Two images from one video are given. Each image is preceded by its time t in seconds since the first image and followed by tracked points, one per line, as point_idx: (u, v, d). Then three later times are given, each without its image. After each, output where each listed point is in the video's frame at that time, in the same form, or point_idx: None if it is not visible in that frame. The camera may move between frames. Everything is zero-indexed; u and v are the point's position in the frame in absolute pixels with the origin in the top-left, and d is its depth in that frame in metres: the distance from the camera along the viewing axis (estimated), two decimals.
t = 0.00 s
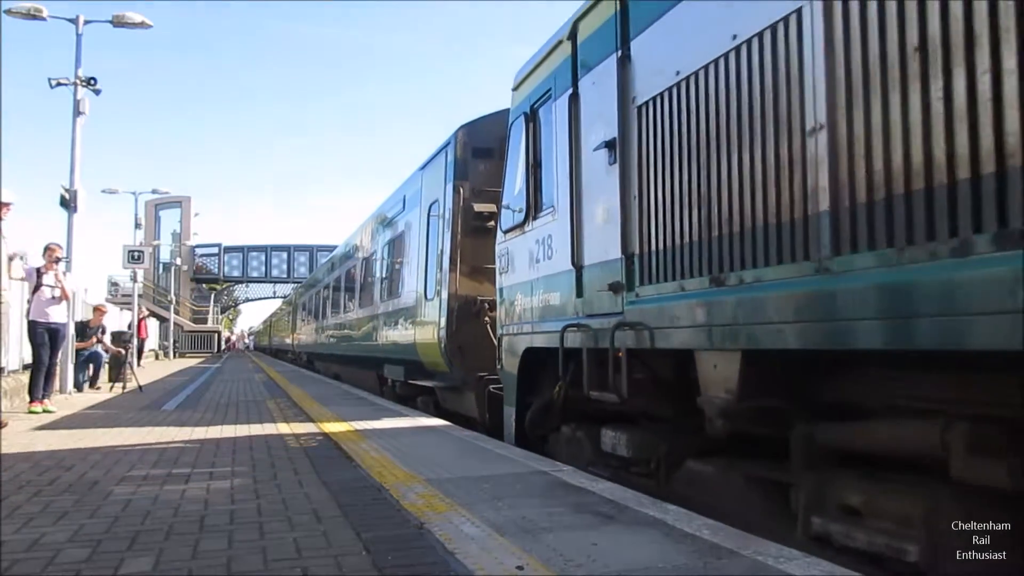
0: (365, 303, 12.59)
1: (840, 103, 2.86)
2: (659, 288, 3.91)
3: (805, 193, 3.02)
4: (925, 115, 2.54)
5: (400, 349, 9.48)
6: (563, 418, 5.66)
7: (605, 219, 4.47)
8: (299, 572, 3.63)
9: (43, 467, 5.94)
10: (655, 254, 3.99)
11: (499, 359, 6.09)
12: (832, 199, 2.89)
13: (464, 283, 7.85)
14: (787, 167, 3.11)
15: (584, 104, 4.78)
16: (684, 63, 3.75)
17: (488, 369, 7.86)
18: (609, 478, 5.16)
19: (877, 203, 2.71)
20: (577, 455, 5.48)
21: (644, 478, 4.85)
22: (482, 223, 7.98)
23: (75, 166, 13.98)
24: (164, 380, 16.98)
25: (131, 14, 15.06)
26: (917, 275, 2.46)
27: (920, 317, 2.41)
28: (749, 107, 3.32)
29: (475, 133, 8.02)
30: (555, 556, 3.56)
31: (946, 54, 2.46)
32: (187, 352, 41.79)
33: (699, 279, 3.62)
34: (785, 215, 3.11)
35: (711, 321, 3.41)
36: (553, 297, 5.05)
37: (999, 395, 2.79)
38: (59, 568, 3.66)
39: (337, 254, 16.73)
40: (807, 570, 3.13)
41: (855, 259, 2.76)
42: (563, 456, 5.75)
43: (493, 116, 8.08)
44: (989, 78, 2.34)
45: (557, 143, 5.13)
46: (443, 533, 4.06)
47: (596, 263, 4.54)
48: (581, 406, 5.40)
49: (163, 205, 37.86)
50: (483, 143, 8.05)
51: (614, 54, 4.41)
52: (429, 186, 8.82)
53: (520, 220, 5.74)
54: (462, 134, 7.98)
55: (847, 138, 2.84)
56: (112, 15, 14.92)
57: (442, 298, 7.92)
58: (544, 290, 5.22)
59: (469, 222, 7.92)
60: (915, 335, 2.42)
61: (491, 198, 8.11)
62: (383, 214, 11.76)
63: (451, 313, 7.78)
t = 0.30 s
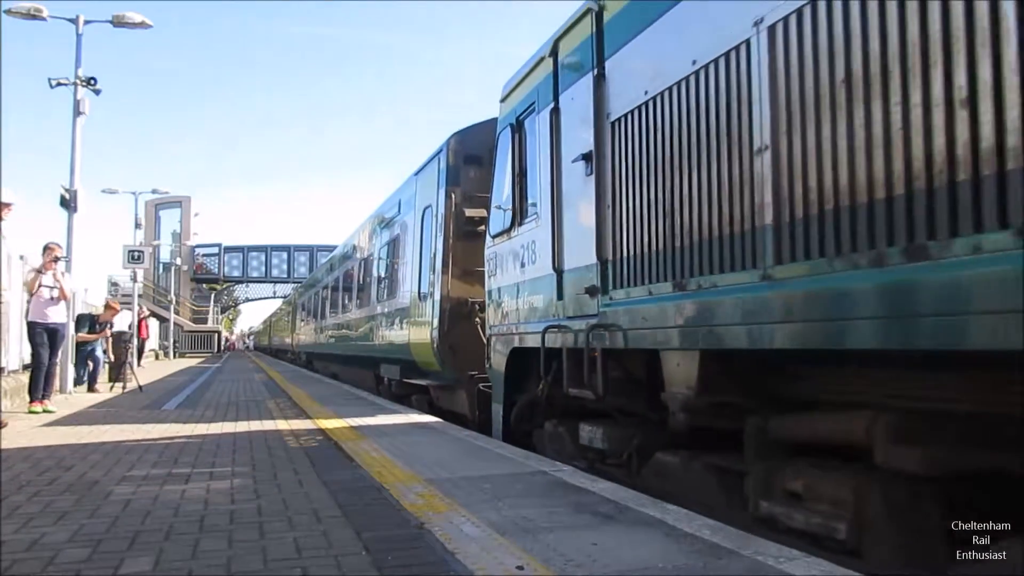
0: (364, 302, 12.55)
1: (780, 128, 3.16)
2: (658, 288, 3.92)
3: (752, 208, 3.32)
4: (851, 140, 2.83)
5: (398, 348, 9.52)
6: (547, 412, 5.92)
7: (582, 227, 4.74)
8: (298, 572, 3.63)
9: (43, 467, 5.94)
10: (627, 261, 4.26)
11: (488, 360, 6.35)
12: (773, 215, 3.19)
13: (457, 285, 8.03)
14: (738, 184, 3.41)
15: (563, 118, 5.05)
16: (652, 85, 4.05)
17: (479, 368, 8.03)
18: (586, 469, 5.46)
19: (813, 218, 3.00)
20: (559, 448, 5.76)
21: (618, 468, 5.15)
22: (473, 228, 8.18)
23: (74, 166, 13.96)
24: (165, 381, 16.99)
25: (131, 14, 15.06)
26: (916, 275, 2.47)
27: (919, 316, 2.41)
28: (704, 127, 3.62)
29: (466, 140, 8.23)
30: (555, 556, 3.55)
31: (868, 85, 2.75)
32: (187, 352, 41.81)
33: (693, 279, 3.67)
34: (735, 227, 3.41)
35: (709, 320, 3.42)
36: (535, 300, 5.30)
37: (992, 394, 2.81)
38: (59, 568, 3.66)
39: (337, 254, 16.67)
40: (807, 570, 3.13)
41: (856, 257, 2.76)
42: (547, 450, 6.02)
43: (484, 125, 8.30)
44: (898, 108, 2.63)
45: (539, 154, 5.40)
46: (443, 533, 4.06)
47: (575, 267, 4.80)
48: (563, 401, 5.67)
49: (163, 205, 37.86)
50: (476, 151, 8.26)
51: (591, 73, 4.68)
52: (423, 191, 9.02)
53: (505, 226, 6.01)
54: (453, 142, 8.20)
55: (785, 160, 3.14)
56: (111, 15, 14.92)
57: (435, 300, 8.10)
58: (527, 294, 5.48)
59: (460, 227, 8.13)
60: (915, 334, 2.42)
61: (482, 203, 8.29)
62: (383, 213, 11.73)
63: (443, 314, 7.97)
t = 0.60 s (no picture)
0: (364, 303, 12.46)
1: (727, 148, 3.47)
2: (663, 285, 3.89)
3: (706, 220, 3.62)
4: (787, 161, 3.15)
5: (395, 349, 9.56)
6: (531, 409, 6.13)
7: (562, 234, 4.98)
8: (298, 572, 3.63)
9: (43, 468, 5.94)
10: (600, 267, 4.52)
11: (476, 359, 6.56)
12: (723, 227, 3.49)
13: (449, 287, 8.10)
14: (692, 199, 3.72)
15: (543, 132, 5.31)
16: (621, 103, 4.33)
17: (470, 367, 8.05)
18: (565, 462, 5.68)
19: (755, 229, 3.31)
20: (540, 442, 5.99)
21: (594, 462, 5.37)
22: (466, 232, 8.24)
23: (74, 166, 13.96)
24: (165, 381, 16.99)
25: (131, 14, 15.07)
26: (917, 274, 2.47)
27: (920, 315, 2.41)
28: (664, 146, 3.94)
29: (458, 148, 8.32)
30: (556, 556, 3.55)
31: (798, 111, 3.09)
32: (188, 352, 41.83)
33: (694, 279, 3.67)
34: (692, 238, 3.72)
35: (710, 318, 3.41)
36: (518, 304, 5.54)
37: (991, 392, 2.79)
38: (59, 567, 3.66)
39: (337, 254, 16.68)
40: (807, 570, 3.14)
41: (859, 257, 2.77)
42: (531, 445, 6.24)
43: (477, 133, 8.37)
44: (825, 134, 2.95)
45: (522, 164, 5.63)
46: (443, 533, 4.06)
47: (556, 272, 5.02)
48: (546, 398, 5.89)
49: (163, 205, 37.86)
50: (468, 157, 8.34)
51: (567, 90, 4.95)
52: (416, 196, 9.13)
53: (491, 231, 6.22)
54: (445, 150, 8.28)
55: (730, 179, 3.46)
56: (111, 15, 14.93)
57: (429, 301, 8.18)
58: (510, 298, 5.72)
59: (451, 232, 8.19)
60: (919, 334, 2.41)
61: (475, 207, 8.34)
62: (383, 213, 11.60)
63: (435, 314, 8.04)
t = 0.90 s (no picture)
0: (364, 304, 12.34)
1: (682, 165, 3.74)
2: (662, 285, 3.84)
3: (664, 231, 3.89)
4: (735, 177, 3.38)
5: (391, 349, 9.57)
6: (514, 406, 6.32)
7: (541, 241, 5.24)
8: (298, 572, 3.63)
9: (43, 468, 5.93)
10: (573, 273, 4.79)
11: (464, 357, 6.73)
12: (679, 237, 3.75)
13: (439, 288, 8.12)
14: (654, 211, 3.99)
15: (525, 144, 5.57)
16: (593, 121, 4.62)
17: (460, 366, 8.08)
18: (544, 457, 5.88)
19: (701, 242, 3.59)
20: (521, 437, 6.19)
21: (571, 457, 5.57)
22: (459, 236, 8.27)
23: (75, 165, 13.96)
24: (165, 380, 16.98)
25: (131, 14, 15.05)
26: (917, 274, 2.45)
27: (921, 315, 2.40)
28: (632, 160, 4.19)
29: (450, 156, 8.35)
30: (556, 556, 3.56)
31: (761, 125, 3.22)
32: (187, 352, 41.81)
33: (651, 285, 3.96)
34: (652, 247, 3.99)
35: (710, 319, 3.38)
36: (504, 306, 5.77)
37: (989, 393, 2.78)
38: (59, 567, 3.67)
39: (337, 254, 16.60)
40: (807, 570, 3.14)
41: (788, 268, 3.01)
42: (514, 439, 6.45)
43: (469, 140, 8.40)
44: (786, 149, 3.09)
45: (507, 174, 5.88)
46: (443, 533, 4.07)
47: (537, 276, 5.27)
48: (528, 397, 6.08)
49: (163, 205, 37.84)
50: (459, 164, 8.38)
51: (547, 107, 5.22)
52: (411, 201, 9.21)
53: (479, 236, 6.45)
54: (436, 158, 8.32)
55: (682, 194, 3.75)
56: (111, 15, 14.93)
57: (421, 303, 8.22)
58: (495, 299, 5.96)
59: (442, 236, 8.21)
60: (919, 332, 2.41)
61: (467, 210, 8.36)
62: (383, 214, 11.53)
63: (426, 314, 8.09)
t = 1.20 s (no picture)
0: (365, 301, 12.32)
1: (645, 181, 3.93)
2: (653, 286, 3.79)
3: (626, 243, 4.10)
4: (689, 194, 3.57)
5: (388, 350, 9.57)
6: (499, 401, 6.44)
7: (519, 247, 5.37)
8: (298, 572, 3.63)
9: (43, 467, 5.93)
10: (546, 279, 4.96)
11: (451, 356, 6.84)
12: (642, 248, 3.93)
13: (432, 290, 8.14)
14: (620, 224, 4.18)
15: (507, 155, 5.72)
16: (568, 136, 4.81)
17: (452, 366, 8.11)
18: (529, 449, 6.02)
19: (678, 248, 3.64)
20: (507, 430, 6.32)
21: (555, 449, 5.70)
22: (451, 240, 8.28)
23: (75, 165, 13.95)
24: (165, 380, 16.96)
25: (131, 14, 15.05)
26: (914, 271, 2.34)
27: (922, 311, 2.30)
28: (603, 174, 4.37)
29: (443, 163, 8.34)
30: (556, 556, 3.55)
31: (714, 144, 3.38)
32: (188, 352, 41.78)
33: (614, 292, 4.15)
34: (617, 257, 4.18)
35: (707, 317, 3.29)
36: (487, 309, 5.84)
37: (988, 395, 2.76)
38: (59, 567, 3.67)
39: (337, 254, 16.64)
40: (807, 570, 3.14)
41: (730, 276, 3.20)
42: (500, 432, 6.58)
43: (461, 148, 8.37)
44: (732, 170, 3.27)
45: (490, 182, 6.01)
46: (443, 533, 4.07)
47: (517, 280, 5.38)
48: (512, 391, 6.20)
49: (163, 205, 37.83)
50: (451, 172, 8.36)
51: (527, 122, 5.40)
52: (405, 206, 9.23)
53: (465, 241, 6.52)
54: (429, 167, 8.33)
55: (645, 208, 3.95)
56: (111, 15, 14.94)
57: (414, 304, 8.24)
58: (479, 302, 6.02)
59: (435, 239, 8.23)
60: (917, 332, 2.32)
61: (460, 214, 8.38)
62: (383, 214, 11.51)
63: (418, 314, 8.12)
